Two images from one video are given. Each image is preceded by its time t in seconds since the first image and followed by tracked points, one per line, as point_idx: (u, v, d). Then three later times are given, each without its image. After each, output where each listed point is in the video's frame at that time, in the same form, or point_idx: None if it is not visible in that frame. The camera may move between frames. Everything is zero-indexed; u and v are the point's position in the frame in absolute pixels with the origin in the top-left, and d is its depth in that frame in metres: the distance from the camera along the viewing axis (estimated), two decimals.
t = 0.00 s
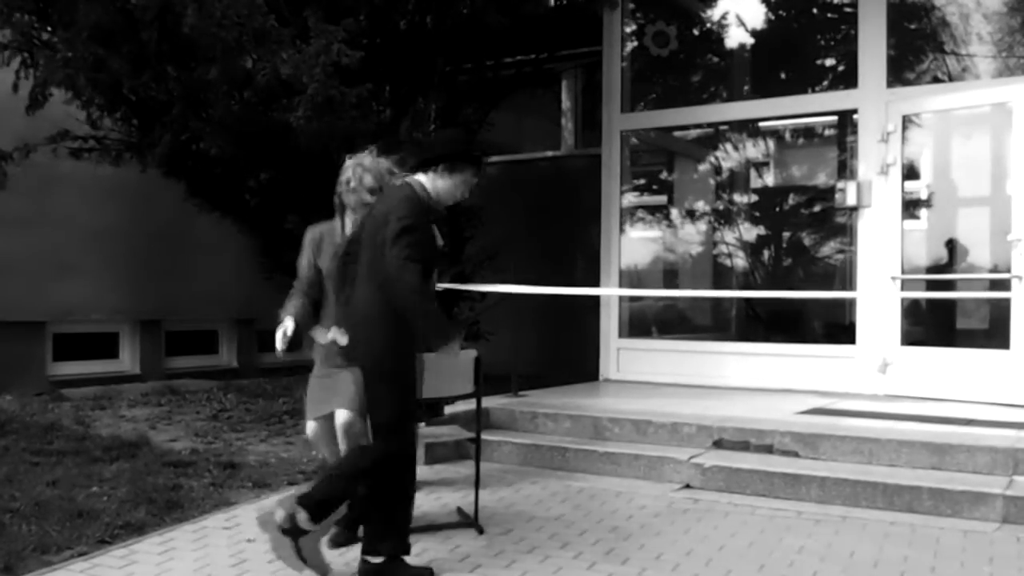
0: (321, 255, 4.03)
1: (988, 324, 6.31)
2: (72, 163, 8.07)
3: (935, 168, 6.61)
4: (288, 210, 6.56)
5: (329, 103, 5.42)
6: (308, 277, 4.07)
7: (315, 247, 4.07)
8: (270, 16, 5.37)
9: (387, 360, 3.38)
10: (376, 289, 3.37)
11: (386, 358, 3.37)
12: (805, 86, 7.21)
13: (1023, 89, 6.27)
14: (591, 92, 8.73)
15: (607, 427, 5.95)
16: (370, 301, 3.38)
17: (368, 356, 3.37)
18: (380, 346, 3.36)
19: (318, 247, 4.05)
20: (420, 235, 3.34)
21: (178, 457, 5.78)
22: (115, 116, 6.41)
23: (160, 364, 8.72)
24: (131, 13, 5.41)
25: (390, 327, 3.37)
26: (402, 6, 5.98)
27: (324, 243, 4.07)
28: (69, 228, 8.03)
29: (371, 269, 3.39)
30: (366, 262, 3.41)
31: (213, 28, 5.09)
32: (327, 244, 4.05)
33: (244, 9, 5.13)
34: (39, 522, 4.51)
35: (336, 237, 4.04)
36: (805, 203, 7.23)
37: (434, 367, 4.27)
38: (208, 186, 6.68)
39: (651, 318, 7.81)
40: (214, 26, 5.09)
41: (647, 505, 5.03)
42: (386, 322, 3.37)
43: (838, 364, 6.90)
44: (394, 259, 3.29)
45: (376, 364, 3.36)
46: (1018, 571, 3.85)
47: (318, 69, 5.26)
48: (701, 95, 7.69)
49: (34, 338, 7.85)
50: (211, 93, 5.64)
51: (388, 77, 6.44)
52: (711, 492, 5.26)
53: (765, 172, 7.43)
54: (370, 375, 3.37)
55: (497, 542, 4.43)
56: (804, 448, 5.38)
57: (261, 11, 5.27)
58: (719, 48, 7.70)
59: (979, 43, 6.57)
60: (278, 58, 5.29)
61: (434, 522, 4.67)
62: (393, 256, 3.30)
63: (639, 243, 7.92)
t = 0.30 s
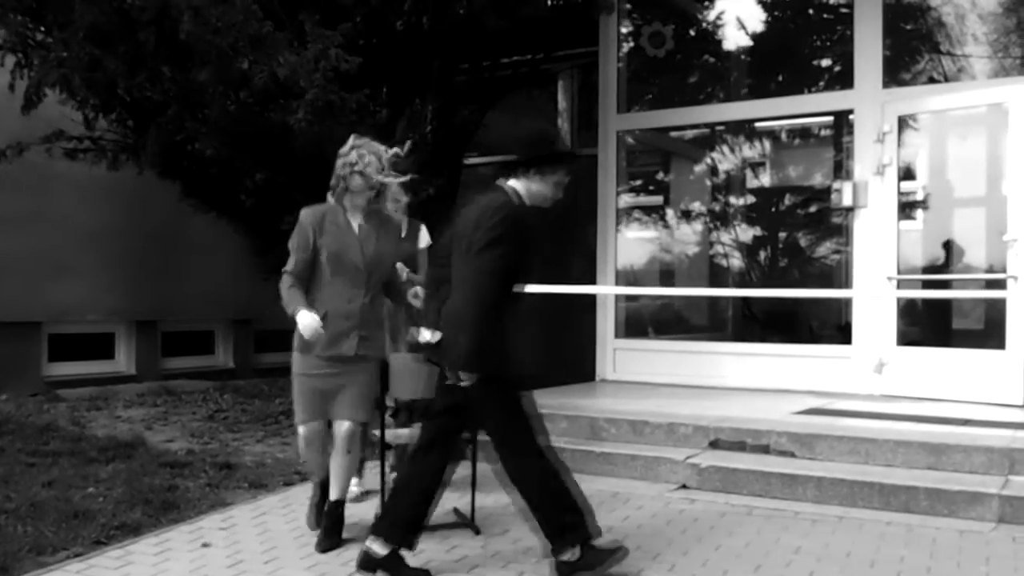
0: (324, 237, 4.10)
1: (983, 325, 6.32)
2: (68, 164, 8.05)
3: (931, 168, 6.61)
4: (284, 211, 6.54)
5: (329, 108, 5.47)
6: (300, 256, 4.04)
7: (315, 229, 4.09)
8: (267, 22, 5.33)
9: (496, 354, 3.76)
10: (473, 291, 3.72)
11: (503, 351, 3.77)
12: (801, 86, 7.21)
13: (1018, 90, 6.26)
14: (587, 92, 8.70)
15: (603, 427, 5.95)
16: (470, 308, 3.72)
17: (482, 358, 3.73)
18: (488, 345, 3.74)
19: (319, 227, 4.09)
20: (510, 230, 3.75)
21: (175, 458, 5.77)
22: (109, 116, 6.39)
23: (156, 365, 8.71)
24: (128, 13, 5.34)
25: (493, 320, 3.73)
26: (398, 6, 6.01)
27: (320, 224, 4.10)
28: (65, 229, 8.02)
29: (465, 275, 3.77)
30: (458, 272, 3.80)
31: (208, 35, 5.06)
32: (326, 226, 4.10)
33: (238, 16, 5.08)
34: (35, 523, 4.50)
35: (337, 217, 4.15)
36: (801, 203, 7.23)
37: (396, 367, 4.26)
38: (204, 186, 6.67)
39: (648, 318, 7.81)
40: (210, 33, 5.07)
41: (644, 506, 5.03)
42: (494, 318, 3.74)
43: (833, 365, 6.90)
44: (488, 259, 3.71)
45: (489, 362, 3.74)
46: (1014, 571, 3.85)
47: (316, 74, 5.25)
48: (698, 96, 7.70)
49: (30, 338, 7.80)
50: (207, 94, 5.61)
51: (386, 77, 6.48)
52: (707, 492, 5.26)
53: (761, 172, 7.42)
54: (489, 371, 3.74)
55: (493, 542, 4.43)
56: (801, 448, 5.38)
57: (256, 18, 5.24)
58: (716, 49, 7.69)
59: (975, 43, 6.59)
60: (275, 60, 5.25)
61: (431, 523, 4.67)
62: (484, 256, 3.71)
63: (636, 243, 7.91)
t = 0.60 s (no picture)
0: (329, 236, 3.88)
1: (972, 325, 6.35)
2: (57, 164, 8.02)
3: (920, 169, 6.63)
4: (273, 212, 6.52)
5: (320, 113, 5.43)
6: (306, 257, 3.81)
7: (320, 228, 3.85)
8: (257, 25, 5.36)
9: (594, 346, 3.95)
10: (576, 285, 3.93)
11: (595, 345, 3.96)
12: (790, 87, 7.23)
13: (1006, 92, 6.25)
14: (578, 93, 8.67)
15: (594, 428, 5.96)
16: (568, 300, 3.94)
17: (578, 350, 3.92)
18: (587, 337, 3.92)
19: (330, 224, 3.87)
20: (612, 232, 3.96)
21: (163, 459, 5.75)
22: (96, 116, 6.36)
23: (146, 366, 8.65)
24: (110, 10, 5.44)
25: (589, 316, 3.95)
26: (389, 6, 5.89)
27: (325, 222, 3.86)
28: (53, 230, 8.00)
29: (562, 266, 3.95)
30: (552, 264, 3.97)
31: (200, 39, 5.16)
32: (330, 224, 3.88)
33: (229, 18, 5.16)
34: (22, 526, 4.48)
35: (341, 215, 3.93)
36: (791, 204, 7.24)
37: (429, 368, 4.31)
38: (192, 186, 6.65)
39: (638, 318, 7.82)
40: (202, 37, 5.17)
41: (635, 506, 5.03)
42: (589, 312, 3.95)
43: (823, 365, 6.92)
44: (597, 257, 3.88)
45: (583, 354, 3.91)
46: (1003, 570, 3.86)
47: (308, 77, 5.28)
48: (688, 97, 7.71)
49: (17, 339, 7.77)
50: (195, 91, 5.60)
51: (376, 77, 6.40)
52: (698, 492, 5.27)
53: (751, 173, 7.42)
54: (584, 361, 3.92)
55: (483, 543, 4.42)
56: (791, 448, 5.39)
57: (247, 21, 5.28)
58: (707, 50, 7.70)
59: (963, 45, 6.63)
60: (268, 62, 5.30)
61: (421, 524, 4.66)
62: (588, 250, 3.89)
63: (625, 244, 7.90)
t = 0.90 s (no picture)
0: (351, 256, 3.59)
1: (946, 325, 6.39)
2: (30, 163, 7.96)
3: (895, 169, 6.68)
4: (249, 210, 6.48)
5: (297, 115, 5.38)
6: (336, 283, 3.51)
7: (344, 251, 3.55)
8: (236, 25, 5.34)
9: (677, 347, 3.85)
10: (658, 286, 3.84)
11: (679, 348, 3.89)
12: (766, 88, 7.27)
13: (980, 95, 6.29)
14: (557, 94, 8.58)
15: (572, 428, 5.98)
16: (652, 304, 3.83)
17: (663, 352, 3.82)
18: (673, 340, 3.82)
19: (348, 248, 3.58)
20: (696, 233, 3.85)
21: (138, 461, 5.71)
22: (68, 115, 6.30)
23: (119, 368, 8.59)
24: (77, 7, 5.33)
25: (671, 320, 3.85)
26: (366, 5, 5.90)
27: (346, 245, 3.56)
28: (26, 229, 7.93)
29: (640, 268, 3.87)
30: (631, 263, 3.89)
31: (177, 35, 5.13)
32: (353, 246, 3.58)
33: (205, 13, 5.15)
34: None
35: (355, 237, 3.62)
36: (767, 205, 7.26)
37: (411, 370, 4.30)
38: (166, 186, 6.61)
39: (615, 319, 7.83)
40: (179, 33, 5.14)
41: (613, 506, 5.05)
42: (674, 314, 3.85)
43: (799, 364, 6.97)
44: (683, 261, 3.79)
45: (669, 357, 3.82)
46: (977, 568, 3.89)
47: (286, 78, 5.24)
48: (666, 98, 7.72)
49: None
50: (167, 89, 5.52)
51: (354, 75, 6.31)
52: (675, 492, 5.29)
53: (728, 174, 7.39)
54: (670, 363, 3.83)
55: (461, 544, 4.41)
56: (768, 448, 5.42)
57: (226, 20, 5.27)
58: (683, 51, 7.70)
59: (937, 47, 6.72)
60: (243, 62, 5.24)
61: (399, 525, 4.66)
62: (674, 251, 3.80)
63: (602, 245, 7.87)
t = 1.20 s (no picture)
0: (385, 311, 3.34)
1: (905, 325, 6.50)
2: None
3: (856, 171, 6.75)
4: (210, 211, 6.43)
5: (258, 108, 5.34)
6: (363, 333, 3.32)
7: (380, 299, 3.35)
8: (193, 20, 5.37)
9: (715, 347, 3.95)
10: (698, 286, 3.98)
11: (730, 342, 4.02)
12: (729, 90, 7.31)
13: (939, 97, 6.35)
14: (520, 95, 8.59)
15: (537, 428, 5.99)
16: (693, 300, 3.98)
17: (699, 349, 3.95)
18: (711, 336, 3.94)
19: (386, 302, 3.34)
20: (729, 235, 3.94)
21: (96, 465, 5.63)
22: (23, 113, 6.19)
23: (76, 370, 8.43)
24: (28, 5, 5.30)
25: (712, 313, 3.97)
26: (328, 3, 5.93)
27: (383, 299, 3.34)
28: None
29: (682, 266, 4.04)
30: (675, 259, 4.07)
31: (131, 32, 5.18)
32: (391, 304, 3.33)
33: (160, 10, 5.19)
34: None
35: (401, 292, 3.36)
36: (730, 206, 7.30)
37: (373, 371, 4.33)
38: (123, 188, 6.50)
39: (580, 319, 7.84)
40: (133, 31, 5.19)
41: (577, 506, 5.06)
42: (711, 313, 3.97)
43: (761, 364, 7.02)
44: (712, 262, 3.88)
45: (707, 354, 3.94)
46: (938, 564, 3.93)
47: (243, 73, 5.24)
48: (629, 98, 7.72)
49: None
50: (122, 88, 5.41)
51: (317, 76, 6.30)
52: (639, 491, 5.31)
53: (690, 174, 7.56)
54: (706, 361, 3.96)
55: (426, 545, 4.39)
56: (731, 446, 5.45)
57: (182, 16, 5.30)
58: (646, 52, 7.72)
59: (896, 50, 6.81)
60: (201, 58, 5.25)
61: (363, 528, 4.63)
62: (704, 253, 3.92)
63: (566, 246, 7.88)
